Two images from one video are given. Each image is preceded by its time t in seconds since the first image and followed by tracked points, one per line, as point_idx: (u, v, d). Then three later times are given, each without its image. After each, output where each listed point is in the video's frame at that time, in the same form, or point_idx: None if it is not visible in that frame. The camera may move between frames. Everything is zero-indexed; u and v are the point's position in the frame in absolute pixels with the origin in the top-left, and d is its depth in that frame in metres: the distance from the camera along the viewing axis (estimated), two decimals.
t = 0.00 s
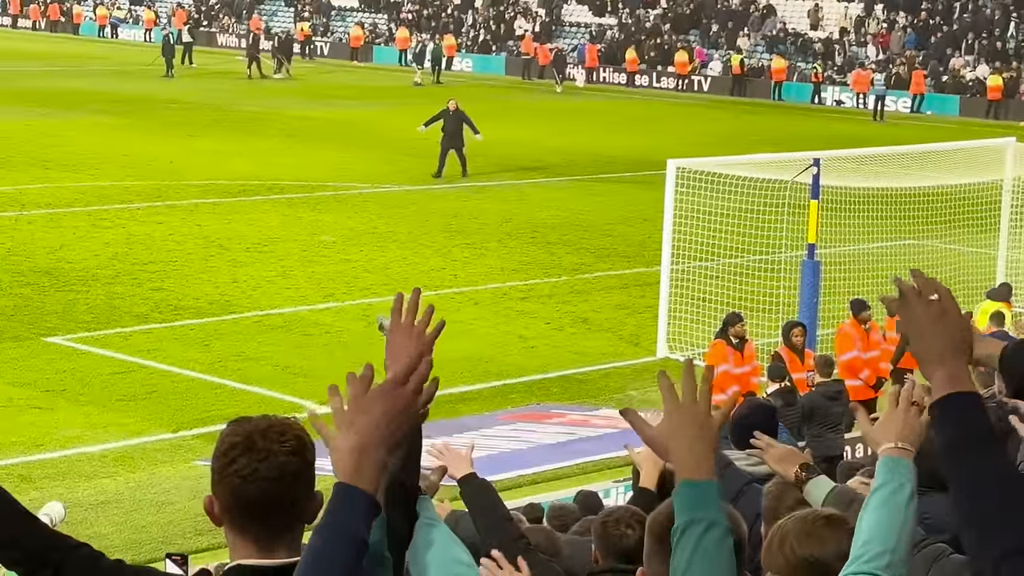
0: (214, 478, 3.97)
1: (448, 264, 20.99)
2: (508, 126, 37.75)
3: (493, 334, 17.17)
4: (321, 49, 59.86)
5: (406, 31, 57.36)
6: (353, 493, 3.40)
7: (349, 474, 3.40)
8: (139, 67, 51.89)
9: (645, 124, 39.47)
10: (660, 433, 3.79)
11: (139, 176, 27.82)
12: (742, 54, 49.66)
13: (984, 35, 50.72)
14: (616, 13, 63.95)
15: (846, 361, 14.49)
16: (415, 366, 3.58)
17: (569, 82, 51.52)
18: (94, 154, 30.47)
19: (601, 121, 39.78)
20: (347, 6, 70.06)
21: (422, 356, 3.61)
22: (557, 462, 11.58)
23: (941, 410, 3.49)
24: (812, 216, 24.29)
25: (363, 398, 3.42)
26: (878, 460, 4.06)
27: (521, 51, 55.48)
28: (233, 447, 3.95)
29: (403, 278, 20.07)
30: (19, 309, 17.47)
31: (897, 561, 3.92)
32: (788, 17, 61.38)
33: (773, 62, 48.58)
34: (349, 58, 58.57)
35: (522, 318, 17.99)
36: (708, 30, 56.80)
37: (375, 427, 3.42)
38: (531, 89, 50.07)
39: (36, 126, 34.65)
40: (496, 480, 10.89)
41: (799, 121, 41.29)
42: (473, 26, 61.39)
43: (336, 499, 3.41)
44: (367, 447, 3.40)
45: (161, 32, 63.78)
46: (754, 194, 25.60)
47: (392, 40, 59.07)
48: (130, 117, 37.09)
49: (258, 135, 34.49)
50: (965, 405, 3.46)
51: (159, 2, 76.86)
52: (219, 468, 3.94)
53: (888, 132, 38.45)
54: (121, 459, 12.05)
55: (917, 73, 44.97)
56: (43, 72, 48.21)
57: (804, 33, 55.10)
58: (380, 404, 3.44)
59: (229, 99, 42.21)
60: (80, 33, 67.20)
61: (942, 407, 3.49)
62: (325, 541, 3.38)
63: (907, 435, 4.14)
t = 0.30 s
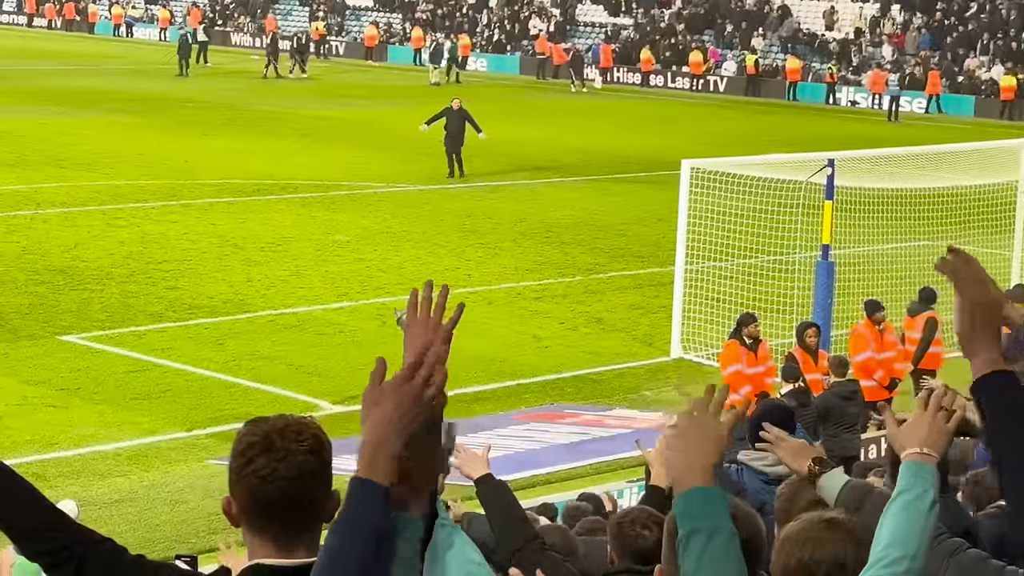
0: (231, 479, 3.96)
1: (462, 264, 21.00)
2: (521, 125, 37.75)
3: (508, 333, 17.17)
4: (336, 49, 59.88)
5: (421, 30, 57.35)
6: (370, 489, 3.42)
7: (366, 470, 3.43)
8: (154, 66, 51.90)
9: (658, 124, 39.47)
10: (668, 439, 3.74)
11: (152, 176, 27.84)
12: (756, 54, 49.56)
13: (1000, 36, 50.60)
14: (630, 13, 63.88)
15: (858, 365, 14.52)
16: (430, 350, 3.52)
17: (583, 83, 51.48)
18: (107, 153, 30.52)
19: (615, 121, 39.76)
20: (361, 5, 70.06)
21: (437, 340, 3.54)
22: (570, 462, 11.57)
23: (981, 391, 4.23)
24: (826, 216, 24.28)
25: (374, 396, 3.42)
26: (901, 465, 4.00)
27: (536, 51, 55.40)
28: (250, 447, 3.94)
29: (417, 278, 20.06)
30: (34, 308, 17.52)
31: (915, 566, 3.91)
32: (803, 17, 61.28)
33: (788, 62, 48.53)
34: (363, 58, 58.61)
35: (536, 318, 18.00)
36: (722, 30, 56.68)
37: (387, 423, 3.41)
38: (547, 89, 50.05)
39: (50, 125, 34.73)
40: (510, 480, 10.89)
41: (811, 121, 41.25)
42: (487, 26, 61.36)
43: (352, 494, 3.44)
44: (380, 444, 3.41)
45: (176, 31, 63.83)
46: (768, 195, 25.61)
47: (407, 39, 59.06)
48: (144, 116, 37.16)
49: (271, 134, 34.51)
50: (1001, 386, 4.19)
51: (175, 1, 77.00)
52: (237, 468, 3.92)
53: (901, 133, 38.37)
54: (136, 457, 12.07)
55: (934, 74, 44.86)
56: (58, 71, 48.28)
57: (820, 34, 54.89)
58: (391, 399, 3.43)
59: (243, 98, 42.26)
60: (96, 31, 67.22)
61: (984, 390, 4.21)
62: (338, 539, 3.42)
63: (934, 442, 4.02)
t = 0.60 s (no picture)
0: (249, 478, 3.93)
1: (476, 264, 20.99)
2: (534, 126, 37.72)
3: (523, 334, 17.16)
4: (352, 49, 59.86)
5: (436, 30, 57.26)
6: (396, 481, 3.45)
7: (391, 464, 3.47)
8: (170, 66, 51.90)
9: (672, 124, 39.43)
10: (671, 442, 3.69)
11: (165, 175, 27.86)
12: (772, 55, 49.45)
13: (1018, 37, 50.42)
14: (647, 13, 63.76)
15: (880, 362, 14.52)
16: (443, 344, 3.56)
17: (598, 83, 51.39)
18: (120, 152, 30.57)
19: (629, 121, 39.72)
20: (376, 5, 70.01)
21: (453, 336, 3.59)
22: (584, 462, 11.58)
23: None
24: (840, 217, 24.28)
25: (395, 391, 3.46)
26: (924, 463, 4.01)
27: (551, 51, 55.25)
28: (268, 446, 3.92)
29: (431, 278, 20.06)
30: (49, 307, 17.55)
31: (935, 564, 3.94)
32: (819, 18, 61.07)
33: (804, 63, 48.45)
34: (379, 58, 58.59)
35: (551, 318, 17.98)
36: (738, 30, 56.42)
37: (411, 416, 3.46)
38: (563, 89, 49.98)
39: (65, 124, 34.79)
40: (524, 481, 10.90)
41: (826, 121, 41.16)
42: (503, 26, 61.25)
43: (378, 490, 3.47)
44: (405, 435, 3.45)
45: (192, 31, 63.89)
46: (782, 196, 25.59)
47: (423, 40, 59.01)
48: (158, 115, 37.21)
49: (285, 134, 34.52)
50: None
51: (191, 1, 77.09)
52: (254, 467, 3.90)
53: (916, 133, 38.27)
54: (151, 457, 12.07)
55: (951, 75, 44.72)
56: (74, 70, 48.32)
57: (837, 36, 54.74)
58: (414, 394, 3.48)
59: (260, 97, 42.32)
60: (112, 31, 67.21)
61: None
62: (366, 532, 3.43)
63: (957, 440, 4.03)
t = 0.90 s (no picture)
0: (263, 478, 3.90)
1: (492, 264, 20.99)
2: (550, 125, 37.70)
3: (538, 333, 17.15)
4: (368, 48, 59.88)
5: (452, 29, 57.22)
6: (426, 479, 3.45)
7: (422, 463, 3.46)
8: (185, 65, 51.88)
9: (687, 124, 39.41)
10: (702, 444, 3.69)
11: (180, 175, 27.87)
12: (788, 55, 49.35)
13: None
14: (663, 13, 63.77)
15: (894, 363, 14.54)
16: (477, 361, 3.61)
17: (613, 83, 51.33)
18: (135, 152, 30.59)
19: (644, 121, 39.72)
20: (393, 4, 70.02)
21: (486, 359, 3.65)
22: (600, 463, 11.56)
23: None
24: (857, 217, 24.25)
25: (433, 392, 3.49)
26: (954, 471, 4.02)
27: (567, 51, 55.30)
28: (282, 445, 3.89)
29: (447, 278, 20.06)
30: (66, 306, 17.56)
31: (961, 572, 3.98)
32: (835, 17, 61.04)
33: (820, 63, 48.38)
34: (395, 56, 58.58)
35: (566, 318, 17.98)
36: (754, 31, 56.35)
37: (445, 419, 3.48)
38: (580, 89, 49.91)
39: (82, 123, 34.84)
40: (539, 481, 10.90)
41: (842, 121, 41.09)
42: (518, 25, 61.26)
43: (407, 486, 3.46)
44: (439, 436, 3.47)
45: (208, 30, 63.98)
46: (798, 197, 25.59)
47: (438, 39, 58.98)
48: (174, 114, 37.26)
49: (301, 133, 34.53)
50: None
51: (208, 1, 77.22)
52: (269, 466, 3.88)
53: (933, 134, 38.19)
54: (167, 456, 12.08)
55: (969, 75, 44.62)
56: (91, 69, 48.37)
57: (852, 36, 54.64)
58: (448, 398, 3.50)
59: (275, 97, 42.38)
60: (128, 30, 67.21)
61: None
62: (394, 526, 3.41)
63: (990, 450, 4.03)
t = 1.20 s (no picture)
0: (280, 479, 3.89)
1: (508, 264, 21.00)
2: (565, 127, 37.69)
3: (554, 334, 17.16)
4: (386, 49, 59.97)
5: (468, 31, 57.31)
6: (440, 488, 3.48)
7: (436, 472, 3.48)
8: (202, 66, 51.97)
9: (702, 125, 39.39)
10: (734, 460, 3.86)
11: (195, 175, 27.90)
12: (805, 57, 49.34)
13: None
14: (680, 14, 63.66)
15: (912, 366, 14.55)
16: (483, 357, 3.57)
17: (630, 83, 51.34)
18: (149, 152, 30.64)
19: (659, 122, 39.70)
20: (410, 5, 70.06)
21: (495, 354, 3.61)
22: (614, 464, 11.55)
23: None
24: (873, 219, 24.22)
25: (442, 397, 3.47)
26: (974, 471, 4.03)
27: (584, 51, 55.41)
28: (299, 446, 3.88)
29: (464, 279, 20.07)
30: (83, 306, 17.60)
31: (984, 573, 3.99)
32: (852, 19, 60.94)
33: (837, 65, 48.36)
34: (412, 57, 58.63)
35: (582, 319, 17.98)
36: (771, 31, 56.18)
37: (456, 423, 3.48)
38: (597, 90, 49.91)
39: (99, 123, 34.92)
40: (555, 483, 10.91)
41: (857, 123, 41.03)
42: (536, 26, 61.27)
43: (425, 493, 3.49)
44: (451, 442, 3.47)
45: (225, 31, 64.14)
46: (815, 199, 25.56)
47: (455, 39, 59.00)
48: (189, 114, 37.33)
49: (315, 134, 34.56)
50: None
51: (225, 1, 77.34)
52: (285, 467, 3.87)
53: (949, 135, 38.11)
54: (183, 455, 12.10)
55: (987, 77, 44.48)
56: (108, 70, 48.48)
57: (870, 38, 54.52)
58: (459, 400, 3.49)
59: (291, 97, 42.45)
60: (145, 30, 67.37)
61: None
62: (415, 533, 3.46)
63: (1010, 447, 4.04)
